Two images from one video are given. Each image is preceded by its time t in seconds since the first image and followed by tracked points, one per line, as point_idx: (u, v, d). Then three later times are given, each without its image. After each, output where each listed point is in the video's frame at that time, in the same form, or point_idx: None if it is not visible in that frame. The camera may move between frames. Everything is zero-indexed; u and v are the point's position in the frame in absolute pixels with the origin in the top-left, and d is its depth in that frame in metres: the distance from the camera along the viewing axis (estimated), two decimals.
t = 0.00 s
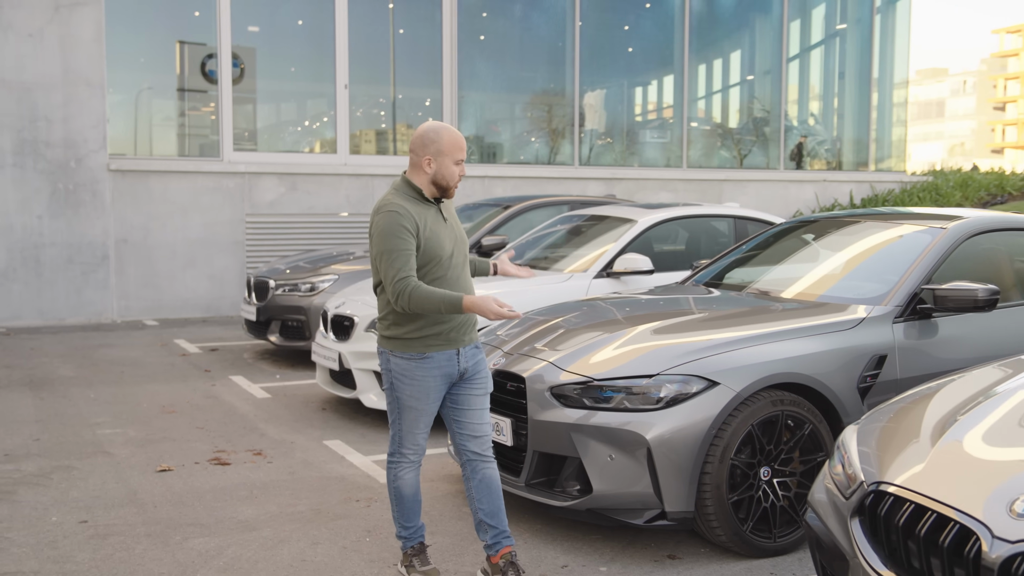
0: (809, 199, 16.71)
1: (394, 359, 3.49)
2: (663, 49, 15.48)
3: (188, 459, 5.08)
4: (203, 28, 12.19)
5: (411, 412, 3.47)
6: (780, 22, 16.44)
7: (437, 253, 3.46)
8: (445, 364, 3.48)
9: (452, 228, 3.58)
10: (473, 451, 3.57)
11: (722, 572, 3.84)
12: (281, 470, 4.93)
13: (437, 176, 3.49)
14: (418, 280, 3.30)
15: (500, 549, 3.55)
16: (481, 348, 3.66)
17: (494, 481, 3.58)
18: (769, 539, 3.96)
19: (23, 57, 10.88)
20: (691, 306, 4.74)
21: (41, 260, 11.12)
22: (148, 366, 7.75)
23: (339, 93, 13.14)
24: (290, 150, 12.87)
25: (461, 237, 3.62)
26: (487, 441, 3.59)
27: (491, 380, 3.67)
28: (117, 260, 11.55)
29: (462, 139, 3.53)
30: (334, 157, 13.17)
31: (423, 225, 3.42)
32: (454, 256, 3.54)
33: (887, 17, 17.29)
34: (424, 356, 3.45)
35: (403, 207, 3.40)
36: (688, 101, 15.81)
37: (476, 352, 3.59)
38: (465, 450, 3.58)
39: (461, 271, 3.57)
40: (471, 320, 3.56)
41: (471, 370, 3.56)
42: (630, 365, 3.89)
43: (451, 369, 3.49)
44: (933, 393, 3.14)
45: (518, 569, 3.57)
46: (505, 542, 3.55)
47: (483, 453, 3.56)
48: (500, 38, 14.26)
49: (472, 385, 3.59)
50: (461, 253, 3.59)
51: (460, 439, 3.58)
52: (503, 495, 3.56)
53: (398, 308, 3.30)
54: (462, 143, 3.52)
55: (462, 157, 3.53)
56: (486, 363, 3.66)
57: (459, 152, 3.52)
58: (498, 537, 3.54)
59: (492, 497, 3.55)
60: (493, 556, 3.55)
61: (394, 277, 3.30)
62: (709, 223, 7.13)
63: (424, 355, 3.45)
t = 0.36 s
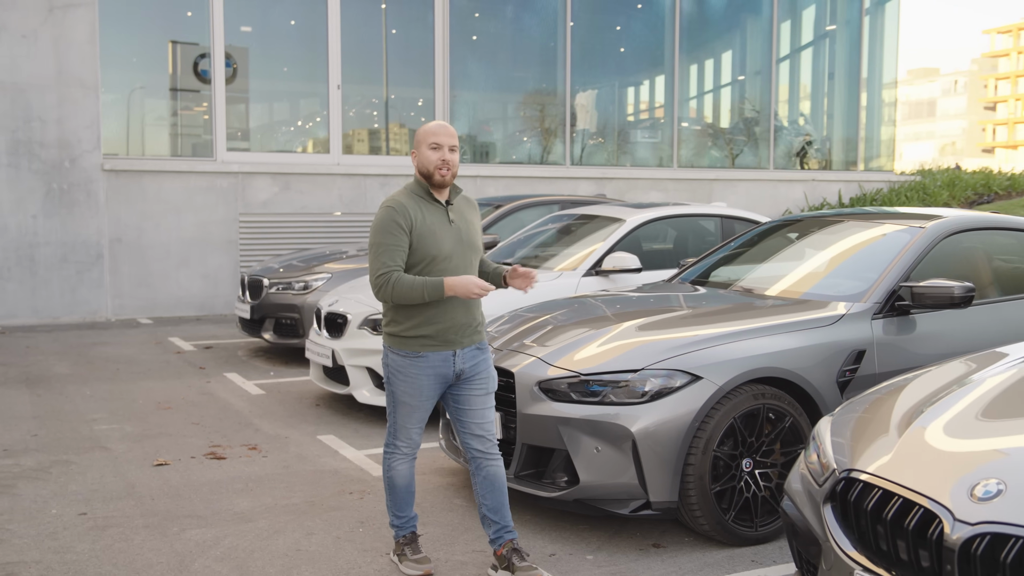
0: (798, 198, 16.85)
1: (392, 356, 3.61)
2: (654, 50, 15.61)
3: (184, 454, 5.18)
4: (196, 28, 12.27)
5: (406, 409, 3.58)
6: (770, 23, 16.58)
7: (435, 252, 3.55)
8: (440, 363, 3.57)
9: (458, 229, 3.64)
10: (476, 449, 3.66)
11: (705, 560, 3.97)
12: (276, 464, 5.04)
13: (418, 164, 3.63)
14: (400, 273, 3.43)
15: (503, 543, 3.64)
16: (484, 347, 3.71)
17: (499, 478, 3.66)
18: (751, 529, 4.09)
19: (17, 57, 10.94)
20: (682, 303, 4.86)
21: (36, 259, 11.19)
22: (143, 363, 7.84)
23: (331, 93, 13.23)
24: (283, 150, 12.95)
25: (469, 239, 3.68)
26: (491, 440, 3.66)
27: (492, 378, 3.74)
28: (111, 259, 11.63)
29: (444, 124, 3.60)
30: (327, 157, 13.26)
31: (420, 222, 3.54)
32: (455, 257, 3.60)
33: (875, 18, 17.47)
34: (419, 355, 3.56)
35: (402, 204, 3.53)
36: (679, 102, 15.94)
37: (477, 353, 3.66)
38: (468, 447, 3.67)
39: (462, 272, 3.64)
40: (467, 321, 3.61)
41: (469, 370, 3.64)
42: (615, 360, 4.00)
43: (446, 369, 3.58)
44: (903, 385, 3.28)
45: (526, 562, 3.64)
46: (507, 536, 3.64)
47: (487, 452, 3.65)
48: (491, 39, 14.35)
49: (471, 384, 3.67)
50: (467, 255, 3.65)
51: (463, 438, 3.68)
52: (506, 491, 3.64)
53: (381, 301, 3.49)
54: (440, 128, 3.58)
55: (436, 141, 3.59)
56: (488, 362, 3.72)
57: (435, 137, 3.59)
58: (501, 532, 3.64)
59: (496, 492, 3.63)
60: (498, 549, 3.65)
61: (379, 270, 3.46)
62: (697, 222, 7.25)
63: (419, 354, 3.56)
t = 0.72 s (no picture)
0: (788, 198, 17.00)
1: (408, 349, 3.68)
2: (645, 50, 15.72)
3: (180, 449, 5.27)
4: (188, 28, 12.32)
5: (412, 404, 3.64)
6: (760, 23, 16.72)
7: (443, 245, 3.58)
8: (447, 359, 3.60)
9: (477, 227, 3.61)
10: (483, 443, 3.70)
11: (689, 550, 4.09)
12: (270, 459, 5.13)
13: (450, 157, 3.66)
14: (398, 261, 3.55)
15: (497, 535, 3.72)
16: (502, 346, 3.67)
17: (503, 475, 3.69)
18: (734, 519, 4.21)
19: (11, 57, 10.99)
20: (671, 300, 4.97)
21: (31, 258, 11.25)
22: (138, 361, 7.92)
23: (324, 93, 13.31)
24: (275, 150, 13.03)
25: (489, 237, 3.63)
26: (499, 438, 3.68)
27: (509, 378, 3.70)
28: (106, 257, 11.69)
29: (476, 121, 3.60)
30: (320, 157, 13.34)
31: (432, 215, 3.59)
32: (467, 253, 3.59)
33: (864, 19, 17.63)
34: (427, 349, 3.60)
35: (419, 196, 3.62)
36: (670, 102, 16.06)
37: (488, 353, 3.63)
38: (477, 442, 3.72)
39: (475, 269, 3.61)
40: (472, 318, 3.58)
41: (477, 368, 3.64)
42: (602, 355, 4.12)
43: (453, 365, 3.61)
44: (881, 377, 3.40)
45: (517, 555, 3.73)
46: (502, 530, 3.72)
47: (493, 447, 3.67)
48: (483, 39, 14.45)
49: (480, 382, 3.67)
50: (482, 252, 3.61)
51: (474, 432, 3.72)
52: (508, 487, 3.69)
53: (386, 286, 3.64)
54: (470, 124, 3.58)
55: (467, 137, 3.59)
56: (504, 361, 3.68)
57: (466, 133, 3.60)
58: (495, 524, 3.71)
59: (497, 487, 3.68)
60: (491, 539, 3.74)
61: (386, 256, 3.60)
62: (686, 222, 7.37)
63: (427, 348, 3.61)
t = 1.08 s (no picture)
0: (777, 197, 17.14)
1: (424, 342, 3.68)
2: (635, 50, 15.83)
3: (177, 444, 5.35)
4: (180, 27, 12.38)
5: (428, 397, 3.62)
6: (749, 24, 16.85)
7: (459, 241, 3.59)
8: (463, 352, 3.60)
9: (493, 223, 3.62)
10: (488, 438, 3.73)
11: (675, 540, 4.20)
12: (266, 454, 5.22)
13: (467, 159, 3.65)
14: (416, 259, 3.57)
15: (487, 527, 3.82)
16: (517, 344, 3.67)
17: (503, 472, 3.74)
18: (719, 510, 4.32)
19: (5, 57, 11.05)
20: (661, 297, 5.08)
21: (25, 257, 11.31)
22: (133, 359, 7.99)
23: (317, 92, 13.38)
24: (268, 149, 13.09)
25: (506, 232, 3.63)
26: (504, 435, 3.70)
27: (521, 376, 3.70)
28: (100, 256, 11.75)
29: (491, 121, 3.60)
30: (313, 157, 13.40)
31: (449, 212, 3.61)
32: (483, 249, 3.60)
33: (854, 19, 17.78)
34: (444, 340, 3.60)
35: (437, 195, 3.64)
36: (661, 102, 16.17)
37: (503, 349, 3.63)
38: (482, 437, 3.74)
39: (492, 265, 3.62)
40: (488, 312, 3.58)
41: (492, 364, 3.63)
42: (591, 351, 4.21)
43: (468, 359, 3.60)
44: (860, 370, 3.51)
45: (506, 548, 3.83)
46: (494, 523, 3.81)
47: (497, 444, 3.70)
48: (475, 40, 14.54)
49: (493, 378, 3.66)
50: (498, 248, 3.61)
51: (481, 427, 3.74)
52: (505, 484, 3.75)
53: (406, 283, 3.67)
54: (486, 124, 3.58)
55: (483, 137, 3.59)
56: (518, 359, 3.68)
57: (482, 134, 3.60)
58: (487, 517, 3.81)
59: (495, 483, 3.74)
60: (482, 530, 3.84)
61: (405, 254, 3.63)
62: (675, 220, 7.47)
63: (444, 340, 3.61)
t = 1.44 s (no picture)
0: (767, 196, 17.27)
1: (430, 338, 3.67)
2: (627, 50, 15.92)
3: (173, 440, 5.42)
4: (172, 26, 12.42)
5: (442, 392, 3.60)
6: (740, 24, 16.97)
7: (467, 239, 3.61)
8: (472, 347, 3.61)
9: (499, 220, 3.65)
10: (484, 433, 3.80)
11: (663, 531, 4.30)
12: (260, 449, 5.30)
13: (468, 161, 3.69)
14: (424, 258, 3.57)
15: (478, 518, 3.91)
16: (521, 342, 3.72)
17: (496, 465, 3.83)
18: (706, 502, 4.43)
19: None
20: (651, 295, 5.17)
21: (19, 256, 11.36)
22: (128, 357, 8.05)
23: (310, 92, 13.45)
24: (261, 149, 13.15)
25: (512, 229, 3.67)
26: (500, 431, 3.78)
27: (521, 373, 3.77)
28: (94, 255, 11.80)
29: (488, 122, 3.61)
30: (305, 156, 13.47)
31: (455, 210, 3.62)
32: (491, 246, 3.63)
33: (844, 20, 17.91)
34: (453, 336, 3.61)
35: (442, 194, 3.65)
36: (653, 101, 16.28)
37: (510, 346, 3.67)
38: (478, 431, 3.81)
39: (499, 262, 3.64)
40: (497, 309, 3.61)
41: (499, 360, 3.67)
42: (581, 348, 4.30)
43: (477, 354, 3.62)
44: (839, 365, 3.62)
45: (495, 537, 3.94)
46: (485, 514, 3.90)
47: (492, 439, 3.79)
48: (467, 40, 14.61)
49: (498, 374, 3.71)
50: (506, 245, 3.64)
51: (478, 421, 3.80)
52: (498, 477, 3.85)
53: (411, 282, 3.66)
54: (482, 126, 3.60)
55: (480, 140, 3.61)
56: (520, 356, 3.74)
57: (478, 135, 3.62)
58: (480, 509, 3.89)
59: (488, 476, 3.84)
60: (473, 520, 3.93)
61: (411, 253, 3.63)
62: (665, 219, 7.57)
63: (453, 335, 3.61)
